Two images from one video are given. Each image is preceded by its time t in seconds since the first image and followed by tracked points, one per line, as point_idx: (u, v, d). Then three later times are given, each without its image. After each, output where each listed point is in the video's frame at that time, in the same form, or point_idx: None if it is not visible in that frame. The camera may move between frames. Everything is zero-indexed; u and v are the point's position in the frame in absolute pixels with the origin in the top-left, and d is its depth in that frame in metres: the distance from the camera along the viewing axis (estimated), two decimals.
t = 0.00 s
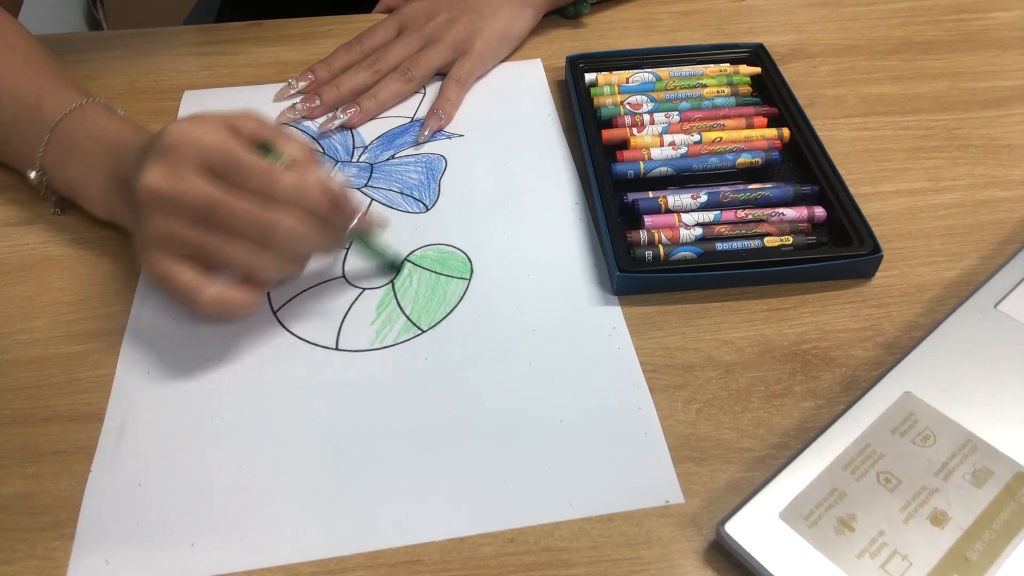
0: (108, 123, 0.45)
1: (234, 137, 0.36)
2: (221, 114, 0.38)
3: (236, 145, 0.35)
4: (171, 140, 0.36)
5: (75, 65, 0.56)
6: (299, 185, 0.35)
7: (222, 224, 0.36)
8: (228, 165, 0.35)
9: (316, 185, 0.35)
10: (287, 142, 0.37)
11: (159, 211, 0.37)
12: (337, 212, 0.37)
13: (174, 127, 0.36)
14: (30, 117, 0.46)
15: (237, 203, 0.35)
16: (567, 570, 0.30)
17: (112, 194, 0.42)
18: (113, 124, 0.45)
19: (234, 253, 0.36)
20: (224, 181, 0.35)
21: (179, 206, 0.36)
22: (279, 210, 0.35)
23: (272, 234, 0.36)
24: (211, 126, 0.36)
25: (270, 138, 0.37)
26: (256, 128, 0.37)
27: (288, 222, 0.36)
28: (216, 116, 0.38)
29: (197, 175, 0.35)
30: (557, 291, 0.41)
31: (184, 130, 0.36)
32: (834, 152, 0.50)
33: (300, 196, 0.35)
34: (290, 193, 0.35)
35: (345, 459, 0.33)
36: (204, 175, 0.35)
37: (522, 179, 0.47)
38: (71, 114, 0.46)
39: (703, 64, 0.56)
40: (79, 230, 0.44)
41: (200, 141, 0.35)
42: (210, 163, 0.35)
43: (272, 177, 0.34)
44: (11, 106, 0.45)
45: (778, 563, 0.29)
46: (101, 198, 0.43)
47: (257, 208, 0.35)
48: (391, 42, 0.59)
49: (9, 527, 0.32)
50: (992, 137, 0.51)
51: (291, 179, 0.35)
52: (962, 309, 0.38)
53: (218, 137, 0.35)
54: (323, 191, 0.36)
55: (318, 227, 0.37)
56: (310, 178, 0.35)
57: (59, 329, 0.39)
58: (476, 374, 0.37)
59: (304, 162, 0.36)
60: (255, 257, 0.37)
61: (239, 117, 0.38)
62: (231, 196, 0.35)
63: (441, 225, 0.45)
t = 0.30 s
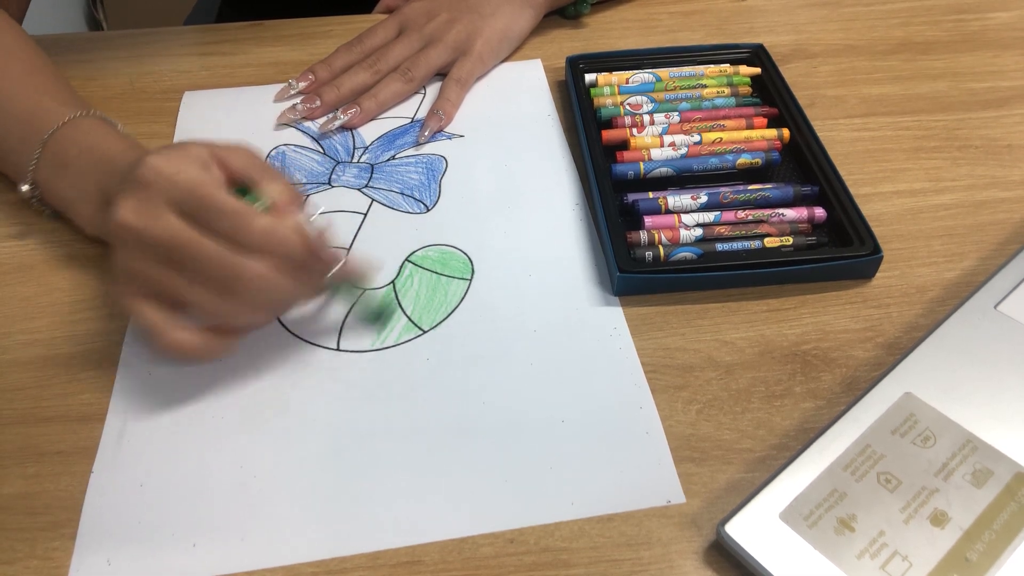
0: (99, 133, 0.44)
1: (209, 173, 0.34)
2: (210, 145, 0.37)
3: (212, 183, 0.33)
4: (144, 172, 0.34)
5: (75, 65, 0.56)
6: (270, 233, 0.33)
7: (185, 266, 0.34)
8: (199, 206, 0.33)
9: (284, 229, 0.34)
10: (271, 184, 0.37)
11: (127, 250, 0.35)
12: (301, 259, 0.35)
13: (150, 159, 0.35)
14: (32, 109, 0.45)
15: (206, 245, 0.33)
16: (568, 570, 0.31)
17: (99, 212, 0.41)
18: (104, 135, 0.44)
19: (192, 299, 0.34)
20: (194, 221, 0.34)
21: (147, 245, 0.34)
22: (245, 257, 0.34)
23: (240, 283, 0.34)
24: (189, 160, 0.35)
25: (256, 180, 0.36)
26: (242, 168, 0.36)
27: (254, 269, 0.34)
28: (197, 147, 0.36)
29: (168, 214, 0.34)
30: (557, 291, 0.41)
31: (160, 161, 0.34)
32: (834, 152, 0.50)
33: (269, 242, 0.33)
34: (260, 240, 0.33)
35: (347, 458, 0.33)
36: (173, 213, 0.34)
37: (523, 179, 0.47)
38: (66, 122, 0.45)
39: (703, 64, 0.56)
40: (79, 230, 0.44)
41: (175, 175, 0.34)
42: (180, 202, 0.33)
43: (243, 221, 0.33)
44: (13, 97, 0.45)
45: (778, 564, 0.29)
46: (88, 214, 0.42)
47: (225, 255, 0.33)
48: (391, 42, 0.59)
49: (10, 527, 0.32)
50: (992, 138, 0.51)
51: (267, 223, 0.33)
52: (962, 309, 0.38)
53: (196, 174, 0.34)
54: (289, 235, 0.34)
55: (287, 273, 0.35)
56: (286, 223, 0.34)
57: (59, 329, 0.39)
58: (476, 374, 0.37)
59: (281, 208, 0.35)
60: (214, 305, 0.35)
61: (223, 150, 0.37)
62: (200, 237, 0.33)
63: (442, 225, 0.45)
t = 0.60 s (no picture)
0: (88, 146, 0.43)
1: (176, 209, 0.34)
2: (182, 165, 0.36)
3: (180, 224, 0.33)
4: (116, 216, 0.34)
5: (75, 65, 0.56)
6: (243, 271, 0.32)
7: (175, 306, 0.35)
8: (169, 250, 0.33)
9: (256, 262, 0.33)
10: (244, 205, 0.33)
11: (119, 293, 0.36)
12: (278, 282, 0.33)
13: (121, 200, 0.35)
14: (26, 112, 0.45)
15: (185, 290, 0.34)
16: (567, 570, 0.30)
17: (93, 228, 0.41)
18: (94, 147, 0.43)
19: (186, 338, 0.35)
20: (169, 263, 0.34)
21: (135, 288, 0.35)
22: (224, 296, 0.34)
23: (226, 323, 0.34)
24: (159, 197, 0.34)
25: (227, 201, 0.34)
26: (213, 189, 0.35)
27: (235, 309, 0.34)
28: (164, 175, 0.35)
29: (145, 259, 0.34)
30: (556, 291, 0.41)
31: (127, 203, 0.34)
32: (834, 152, 0.50)
33: (244, 279, 0.33)
34: (232, 282, 0.33)
35: (346, 457, 0.33)
36: (149, 257, 0.34)
37: (522, 179, 0.47)
38: (54, 133, 0.44)
39: (703, 64, 0.56)
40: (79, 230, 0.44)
41: (143, 220, 0.33)
42: (152, 246, 0.34)
43: (215, 266, 0.32)
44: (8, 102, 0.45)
45: (778, 563, 0.29)
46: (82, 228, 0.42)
47: (205, 295, 0.34)
48: (391, 42, 0.59)
49: (10, 527, 0.32)
50: (992, 138, 0.51)
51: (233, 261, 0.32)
52: (961, 309, 0.38)
53: (163, 215, 0.33)
54: (262, 264, 0.33)
55: (269, 303, 0.35)
56: (253, 258, 0.33)
57: (59, 329, 0.39)
58: (476, 374, 0.37)
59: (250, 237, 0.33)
60: (209, 343, 0.35)
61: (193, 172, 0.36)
62: (178, 281, 0.34)
63: (442, 225, 0.45)
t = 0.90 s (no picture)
0: (80, 168, 0.41)
1: (227, 245, 0.34)
2: (209, 201, 0.36)
3: (235, 260, 0.33)
4: (161, 264, 0.33)
5: (75, 65, 0.56)
6: (314, 293, 0.33)
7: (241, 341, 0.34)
8: (232, 288, 0.33)
9: (323, 283, 0.33)
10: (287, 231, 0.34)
11: (172, 341, 0.35)
12: (344, 298, 0.34)
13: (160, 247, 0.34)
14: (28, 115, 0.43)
15: (253, 324, 0.34)
16: (567, 570, 0.30)
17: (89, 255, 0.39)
18: (86, 171, 0.41)
19: (251, 370, 0.35)
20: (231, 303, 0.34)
21: (194, 331, 0.34)
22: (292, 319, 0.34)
23: (298, 347, 0.35)
24: (200, 236, 0.34)
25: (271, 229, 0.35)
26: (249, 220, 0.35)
27: (306, 331, 0.34)
28: (196, 216, 0.35)
29: (202, 300, 0.34)
30: (557, 291, 0.41)
31: (169, 246, 0.33)
32: (834, 152, 0.50)
33: (314, 302, 0.33)
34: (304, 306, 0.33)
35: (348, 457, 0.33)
36: (207, 297, 0.34)
37: (523, 180, 0.47)
38: (45, 151, 0.42)
39: (703, 64, 0.56)
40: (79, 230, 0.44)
41: (196, 261, 0.33)
42: (211, 286, 0.33)
43: (286, 295, 0.32)
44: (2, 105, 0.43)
45: (778, 563, 0.29)
46: (73, 252, 0.40)
47: (274, 324, 0.34)
48: (391, 42, 0.59)
49: (9, 527, 0.32)
50: (992, 138, 0.51)
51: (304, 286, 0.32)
52: (961, 310, 0.38)
53: (217, 253, 0.33)
54: (329, 283, 0.33)
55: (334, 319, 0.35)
56: (322, 280, 0.33)
57: (59, 329, 0.39)
58: (476, 374, 0.37)
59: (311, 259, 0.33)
60: (280, 370, 0.35)
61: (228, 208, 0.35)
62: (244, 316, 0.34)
63: (442, 225, 0.45)
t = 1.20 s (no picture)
0: (86, 179, 0.41)
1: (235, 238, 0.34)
2: (213, 197, 0.36)
3: (241, 250, 0.33)
4: (170, 259, 0.34)
5: (75, 65, 0.56)
6: (320, 280, 0.33)
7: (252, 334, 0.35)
8: (239, 279, 0.33)
9: (329, 268, 0.33)
10: (292, 220, 0.34)
11: (181, 336, 0.35)
12: (350, 281, 0.34)
13: (169, 243, 0.34)
14: (37, 126, 0.44)
15: (260, 317, 0.34)
16: (567, 570, 0.30)
17: (91, 263, 0.39)
18: (91, 181, 0.41)
19: (263, 362, 0.35)
20: (240, 294, 0.34)
21: (204, 326, 0.35)
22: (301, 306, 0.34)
23: (307, 334, 0.35)
24: (206, 229, 0.34)
25: (273, 220, 0.35)
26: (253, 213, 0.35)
27: (315, 315, 0.35)
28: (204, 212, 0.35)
29: (212, 293, 0.34)
30: (557, 291, 0.41)
31: (179, 242, 0.34)
32: (834, 152, 0.50)
33: (320, 288, 0.33)
34: (311, 294, 0.33)
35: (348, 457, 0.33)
36: (217, 291, 0.34)
37: (523, 180, 0.47)
38: (52, 162, 0.42)
39: (703, 64, 0.56)
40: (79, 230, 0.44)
41: (203, 252, 0.33)
42: (222, 279, 0.33)
43: (293, 284, 0.32)
44: (13, 117, 0.44)
45: (778, 563, 0.29)
46: (76, 259, 0.40)
47: (282, 313, 0.34)
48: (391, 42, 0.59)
49: (9, 527, 0.32)
50: (992, 138, 0.51)
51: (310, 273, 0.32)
52: (961, 310, 0.38)
53: (225, 244, 0.33)
54: (336, 267, 0.33)
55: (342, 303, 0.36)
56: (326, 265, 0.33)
57: (59, 329, 0.39)
58: (476, 374, 0.37)
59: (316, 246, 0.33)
60: (288, 359, 0.35)
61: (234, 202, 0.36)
62: (253, 309, 0.34)
63: (442, 225, 0.45)
